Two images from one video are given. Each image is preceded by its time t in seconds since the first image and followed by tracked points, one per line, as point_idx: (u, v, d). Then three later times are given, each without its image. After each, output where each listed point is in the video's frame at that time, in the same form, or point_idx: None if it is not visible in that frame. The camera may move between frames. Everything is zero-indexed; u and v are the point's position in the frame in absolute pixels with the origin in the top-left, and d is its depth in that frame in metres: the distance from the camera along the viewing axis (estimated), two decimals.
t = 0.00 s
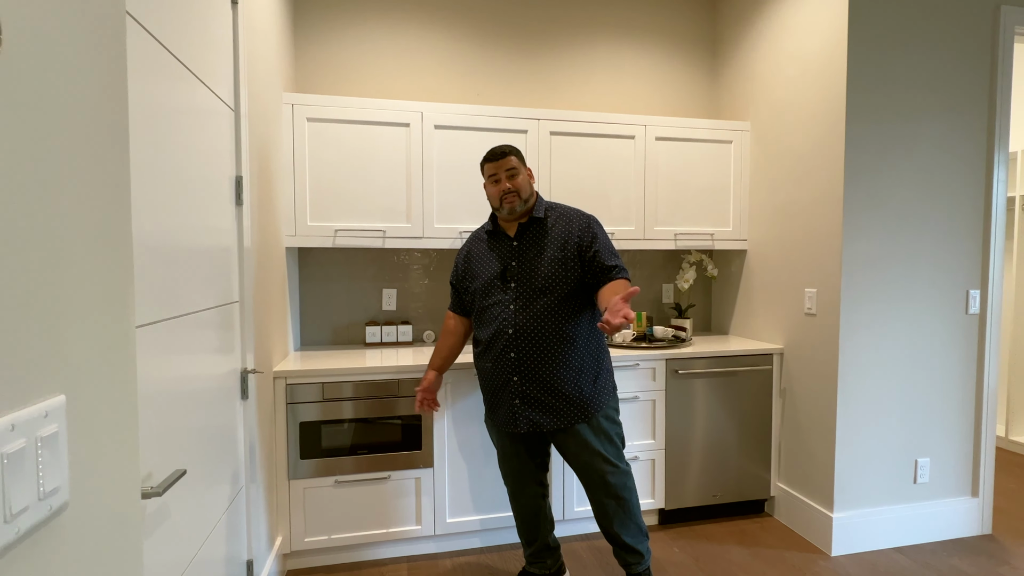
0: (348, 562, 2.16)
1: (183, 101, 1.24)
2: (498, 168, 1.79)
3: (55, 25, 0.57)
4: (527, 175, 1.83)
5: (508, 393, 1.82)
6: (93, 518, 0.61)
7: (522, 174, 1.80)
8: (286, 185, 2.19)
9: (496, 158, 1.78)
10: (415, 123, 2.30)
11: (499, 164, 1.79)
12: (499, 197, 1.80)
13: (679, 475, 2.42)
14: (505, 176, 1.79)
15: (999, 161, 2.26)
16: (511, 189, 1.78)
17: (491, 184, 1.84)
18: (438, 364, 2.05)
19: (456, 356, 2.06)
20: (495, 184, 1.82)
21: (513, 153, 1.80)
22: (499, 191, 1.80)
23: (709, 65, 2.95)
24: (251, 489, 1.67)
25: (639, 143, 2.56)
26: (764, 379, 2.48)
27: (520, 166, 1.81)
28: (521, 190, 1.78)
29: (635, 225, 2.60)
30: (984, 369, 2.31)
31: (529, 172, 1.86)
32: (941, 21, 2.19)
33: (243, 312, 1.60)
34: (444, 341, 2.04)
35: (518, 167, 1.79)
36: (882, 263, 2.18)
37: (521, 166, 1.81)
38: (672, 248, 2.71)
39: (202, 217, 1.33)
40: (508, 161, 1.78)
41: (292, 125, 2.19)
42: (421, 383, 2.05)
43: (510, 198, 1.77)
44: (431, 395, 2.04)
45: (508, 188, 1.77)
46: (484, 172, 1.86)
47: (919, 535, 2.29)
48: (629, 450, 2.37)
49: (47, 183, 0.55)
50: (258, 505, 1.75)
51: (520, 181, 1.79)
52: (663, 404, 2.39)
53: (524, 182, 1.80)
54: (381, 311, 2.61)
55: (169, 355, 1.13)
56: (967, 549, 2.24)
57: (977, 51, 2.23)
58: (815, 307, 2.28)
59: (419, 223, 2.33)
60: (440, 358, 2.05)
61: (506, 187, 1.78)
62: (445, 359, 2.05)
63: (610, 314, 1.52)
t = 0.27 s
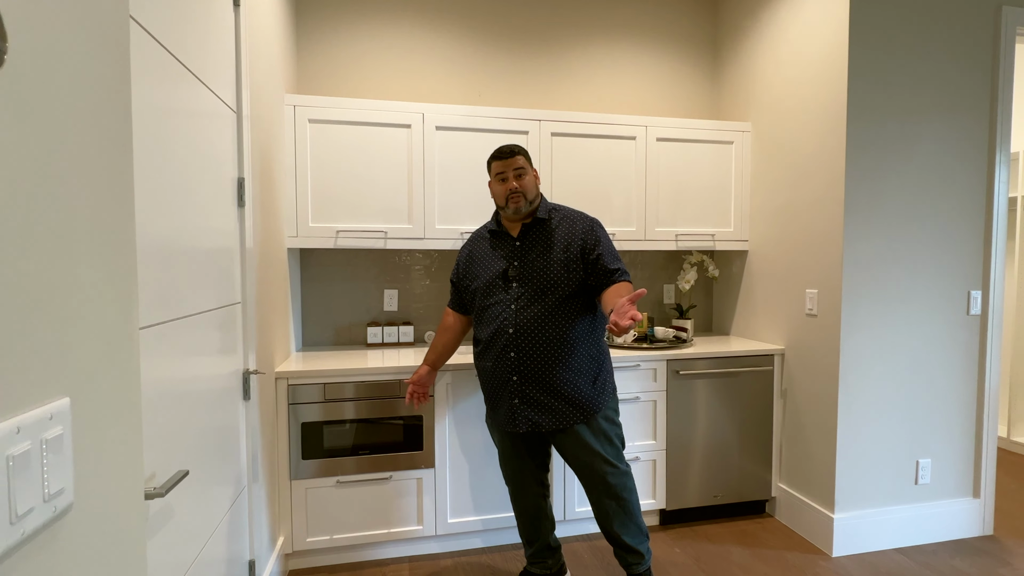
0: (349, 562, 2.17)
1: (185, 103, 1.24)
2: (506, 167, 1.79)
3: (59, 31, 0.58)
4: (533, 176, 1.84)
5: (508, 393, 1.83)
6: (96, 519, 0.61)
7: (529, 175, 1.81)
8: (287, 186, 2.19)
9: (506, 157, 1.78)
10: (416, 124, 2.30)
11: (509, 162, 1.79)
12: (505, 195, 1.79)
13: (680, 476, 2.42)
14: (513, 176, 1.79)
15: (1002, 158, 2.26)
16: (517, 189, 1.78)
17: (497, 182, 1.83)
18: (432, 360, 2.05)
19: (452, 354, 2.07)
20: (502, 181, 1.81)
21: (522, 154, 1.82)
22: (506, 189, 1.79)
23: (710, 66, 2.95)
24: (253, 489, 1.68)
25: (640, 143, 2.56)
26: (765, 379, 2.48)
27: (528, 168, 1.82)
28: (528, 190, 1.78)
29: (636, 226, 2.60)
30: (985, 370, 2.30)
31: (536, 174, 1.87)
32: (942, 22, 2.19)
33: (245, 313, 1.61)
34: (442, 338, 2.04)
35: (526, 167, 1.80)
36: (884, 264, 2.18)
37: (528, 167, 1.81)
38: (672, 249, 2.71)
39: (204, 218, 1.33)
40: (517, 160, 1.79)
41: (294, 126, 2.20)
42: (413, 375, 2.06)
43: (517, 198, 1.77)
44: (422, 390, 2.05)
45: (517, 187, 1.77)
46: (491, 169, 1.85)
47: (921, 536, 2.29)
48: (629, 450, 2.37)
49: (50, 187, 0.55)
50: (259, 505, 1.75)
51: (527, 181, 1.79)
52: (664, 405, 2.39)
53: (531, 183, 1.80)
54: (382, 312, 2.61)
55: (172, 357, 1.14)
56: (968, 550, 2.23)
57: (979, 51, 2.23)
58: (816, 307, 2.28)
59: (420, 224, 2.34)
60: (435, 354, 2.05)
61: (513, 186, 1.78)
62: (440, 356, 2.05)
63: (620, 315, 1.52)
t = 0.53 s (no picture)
0: (349, 562, 2.16)
1: (184, 101, 1.24)
2: (507, 167, 1.79)
3: (55, 29, 0.57)
4: (535, 176, 1.83)
5: (508, 392, 1.82)
6: (93, 518, 0.61)
7: (530, 175, 1.80)
8: (287, 185, 2.19)
9: (507, 157, 1.78)
10: (416, 123, 2.30)
11: (510, 162, 1.79)
12: (507, 196, 1.79)
13: (681, 475, 2.41)
14: (514, 177, 1.78)
15: (1003, 159, 2.25)
16: (518, 190, 1.77)
17: (498, 183, 1.83)
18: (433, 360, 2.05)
19: (454, 354, 2.06)
20: (502, 182, 1.81)
21: (524, 153, 1.81)
22: (507, 190, 1.79)
23: (711, 65, 2.94)
24: (253, 489, 1.68)
25: (641, 142, 2.56)
26: (766, 379, 2.47)
27: (530, 167, 1.81)
28: (529, 192, 1.78)
29: (637, 225, 2.59)
30: (987, 369, 2.30)
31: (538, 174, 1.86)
32: (944, 21, 2.18)
33: (244, 312, 1.61)
34: (443, 337, 2.04)
35: (528, 168, 1.79)
36: (886, 263, 2.17)
37: (530, 167, 1.80)
38: (673, 248, 2.70)
39: (203, 217, 1.33)
40: (519, 160, 1.78)
41: (294, 125, 2.19)
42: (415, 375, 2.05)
43: (518, 199, 1.77)
44: (424, 390, 2.04)
45: (518, 188, 1.76)
46: (493, 168, 1.84)
47: (923, 536, 2.28)
48: (630, 450, 2.36)
49: (47, 184, 0.55)
50: (259, 505, 1.75)
51: (528, 182, 1.79)
52: (665, 404, 2.38)
53: (533, 183, 1.79)
54: (382, 311, 2.61)
55: (171, 356, 1.13)
56: (970, 551, 2.23)
57: (981, 50, 2.22)
58: (818, 307, 2.27)
59: (420, 223, 2.33)
60: (436, 353, 2.05)
61: (514, 187, 1.77)
62: (441, 356, 2.04)
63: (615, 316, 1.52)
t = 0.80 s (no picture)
0: (349, 562, 2.16)
1: (184, 99, 1.23)
2: (506, 166, 1.77)
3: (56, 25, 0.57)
4: (535, 179, 1.79)
5: (509, 391, 1.82)
6: (95, 517, 0.61)
7: (528, 178, 1.76)
8: (288, 185, 2.19)
9: (507, 155, 1.76)
10: (417, 123, 2.30)
11: (509, 161, 1.76)
12: (500, 195, 1.79)
13: (681, 475, 2.41)
14: (508, 177, 1.77)
15: (1004, 159, 2.25)
16: (508, 191, 1.76)
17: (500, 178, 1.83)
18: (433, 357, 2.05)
19: (453, 352, 2.06)
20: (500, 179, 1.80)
21: (527, 154, 1.76)
22: (501, 189, 1.78)
23: (711, 64, 2.94)
24: (254, 488, 1.67)
25: (641, 142, 2.56)
26: (767, 379, 2.47)
27: (530, 169, 1.77)
28: (521, 196, 1.75)
29: (638, 225, 2.59)
30: (989, 369, 2.29)
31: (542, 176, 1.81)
32: (945, 21, 2.18)
33: (245, 311, 1.60)
34: (442, 334, 2.04)
35: (526, 170, 1.76)
36: (887, 263, 2.17)
37: (530, 170, 1.76)
38: (674, 248, 2.70)
39: (204, 217, 1.33)
40: (517, 161, 1.75)
41: (294, 124, 2.19)
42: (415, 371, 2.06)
43: (507, 200, 1.77)
44: (424, 387, 2.04)
45: (507, 189, 1.75)
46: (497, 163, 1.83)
47: (923, 535, 2.28)
48: (631, 450, 2.36)
49: (47, 182, 0.54)
50: (259, 504, 1.74)
51: (523, 185, 1.75)
52: (666, 404, 2.38)
53: (528, 188, 1.76)
54: (383, 311, 2.61)
55: (171, 355, 1.13)
56: (971, 550, 2.22)
57: (982, 49, 2.22)
58: (819, 306, 2.27)
59: (421, 223, 2.33)
60: (436, 350, 2.05)
61: (506, 188, 1.76)
62: (440, 353, 2.04)
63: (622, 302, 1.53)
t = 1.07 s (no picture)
0: (349, 562, 2.16)
1: (183, 99, 1.23)
2: (507, 165, 1.77)
3: (56, 23, 0.57)
4: (537, 179, 1.78)
5: (508, 392, 1.82)
6: (95, 517, 0.61)
7: (529, 178, 1.76)
8: (288, 185, 2.19)
9: (508, 155, 1.75)
10: (416, 123, 2.30)
11: (511, 161, 1.75)
12: (501, 194, 1.79)
13: (681, 475, 2.41)
14: (509, 176, 1.76)
15: (1003, 159, 2.25)
16: (508, 191, 1.76)
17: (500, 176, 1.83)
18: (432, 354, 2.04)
19: (452, 348, 2.06)
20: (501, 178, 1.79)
21: (528, 154, 1.75)
22: (502, 188, 1.78)
23: (711, 64, 2.94)
24: (253, 488, 1.67)
25: (641, 142, 2.56)
26: (767, 379, 2.47)
27: (532, 169, 1.76)
28: (522, 195, 1.75)
29: (638, 225, 2.59)
30: (988, 369, 2.29)
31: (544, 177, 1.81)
32: (945, 22, 2.18)
33: (245, 311, 1.60)
34: (442, 331, 2.04)
35: (528, 170, 1.75)
36: (886, 263, 2.17)
37: (532, 170, 1.76)
38: (674, 248, 2.70)
39: (204, 217, 1.33)
40: (519, 161, 1.74)
41: (294, 124, 2.19)
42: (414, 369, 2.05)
43: (508, 200, 1.76)
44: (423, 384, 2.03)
45: (509, 189, 1.75)
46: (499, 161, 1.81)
47: (923, 535, 2.28)
48: (631, 450, 2.36)
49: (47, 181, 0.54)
50: (259, 504, 1.74)
51: (524, 185, 1.75)
52: (666, 404, 2.38)
53: (529, 187, 1.75)
54: (383, 311, 2.61)
55: (171, 355, 1.13)
56: (971, 550, 2.23)
57: (982, 49, 2.22)
58: (818, 306, 2.27)
59: (421, 223, 2.33)
60: (435, 347, 2.04)
61: (507, 187, 1.76)
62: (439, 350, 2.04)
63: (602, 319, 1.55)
